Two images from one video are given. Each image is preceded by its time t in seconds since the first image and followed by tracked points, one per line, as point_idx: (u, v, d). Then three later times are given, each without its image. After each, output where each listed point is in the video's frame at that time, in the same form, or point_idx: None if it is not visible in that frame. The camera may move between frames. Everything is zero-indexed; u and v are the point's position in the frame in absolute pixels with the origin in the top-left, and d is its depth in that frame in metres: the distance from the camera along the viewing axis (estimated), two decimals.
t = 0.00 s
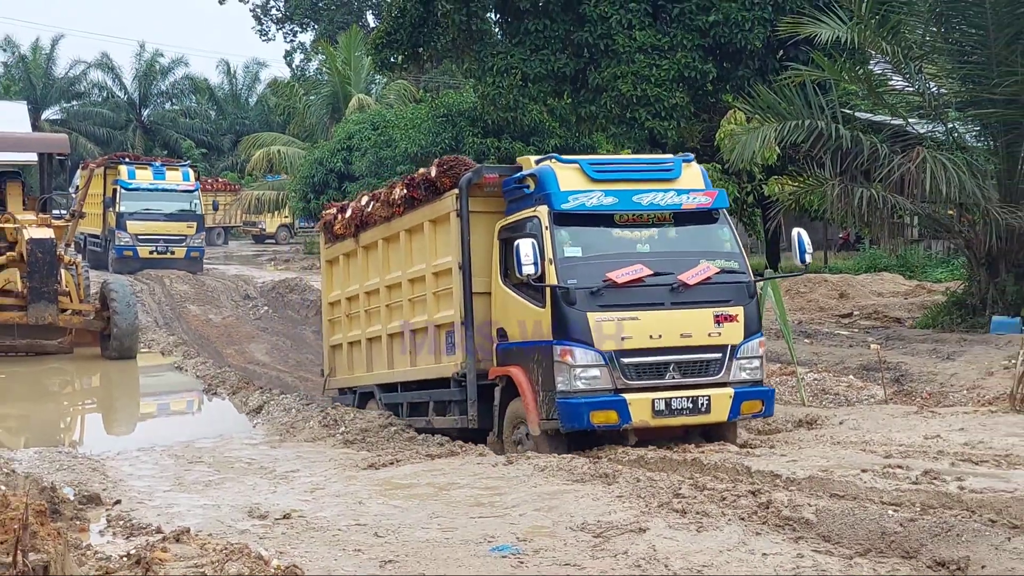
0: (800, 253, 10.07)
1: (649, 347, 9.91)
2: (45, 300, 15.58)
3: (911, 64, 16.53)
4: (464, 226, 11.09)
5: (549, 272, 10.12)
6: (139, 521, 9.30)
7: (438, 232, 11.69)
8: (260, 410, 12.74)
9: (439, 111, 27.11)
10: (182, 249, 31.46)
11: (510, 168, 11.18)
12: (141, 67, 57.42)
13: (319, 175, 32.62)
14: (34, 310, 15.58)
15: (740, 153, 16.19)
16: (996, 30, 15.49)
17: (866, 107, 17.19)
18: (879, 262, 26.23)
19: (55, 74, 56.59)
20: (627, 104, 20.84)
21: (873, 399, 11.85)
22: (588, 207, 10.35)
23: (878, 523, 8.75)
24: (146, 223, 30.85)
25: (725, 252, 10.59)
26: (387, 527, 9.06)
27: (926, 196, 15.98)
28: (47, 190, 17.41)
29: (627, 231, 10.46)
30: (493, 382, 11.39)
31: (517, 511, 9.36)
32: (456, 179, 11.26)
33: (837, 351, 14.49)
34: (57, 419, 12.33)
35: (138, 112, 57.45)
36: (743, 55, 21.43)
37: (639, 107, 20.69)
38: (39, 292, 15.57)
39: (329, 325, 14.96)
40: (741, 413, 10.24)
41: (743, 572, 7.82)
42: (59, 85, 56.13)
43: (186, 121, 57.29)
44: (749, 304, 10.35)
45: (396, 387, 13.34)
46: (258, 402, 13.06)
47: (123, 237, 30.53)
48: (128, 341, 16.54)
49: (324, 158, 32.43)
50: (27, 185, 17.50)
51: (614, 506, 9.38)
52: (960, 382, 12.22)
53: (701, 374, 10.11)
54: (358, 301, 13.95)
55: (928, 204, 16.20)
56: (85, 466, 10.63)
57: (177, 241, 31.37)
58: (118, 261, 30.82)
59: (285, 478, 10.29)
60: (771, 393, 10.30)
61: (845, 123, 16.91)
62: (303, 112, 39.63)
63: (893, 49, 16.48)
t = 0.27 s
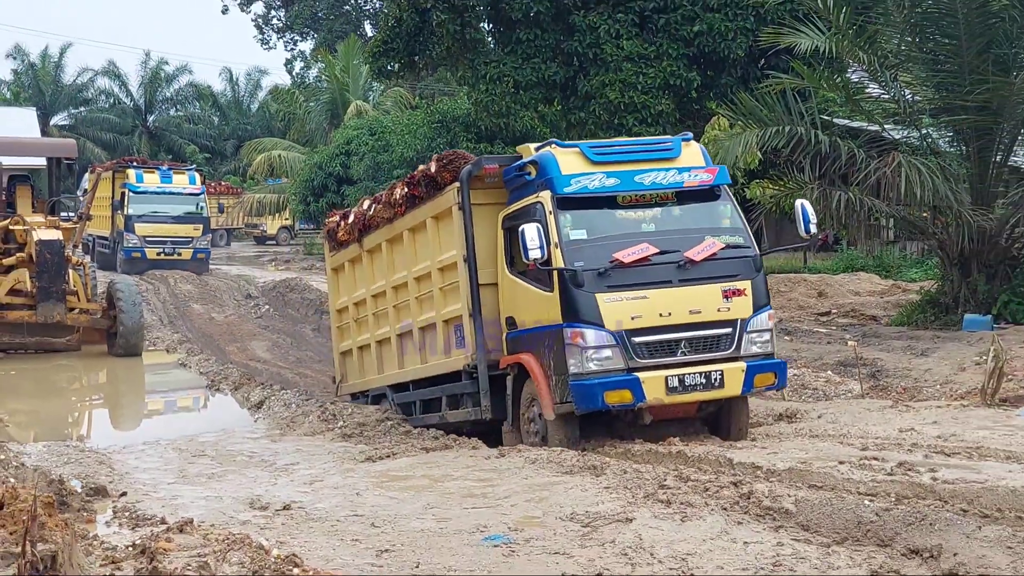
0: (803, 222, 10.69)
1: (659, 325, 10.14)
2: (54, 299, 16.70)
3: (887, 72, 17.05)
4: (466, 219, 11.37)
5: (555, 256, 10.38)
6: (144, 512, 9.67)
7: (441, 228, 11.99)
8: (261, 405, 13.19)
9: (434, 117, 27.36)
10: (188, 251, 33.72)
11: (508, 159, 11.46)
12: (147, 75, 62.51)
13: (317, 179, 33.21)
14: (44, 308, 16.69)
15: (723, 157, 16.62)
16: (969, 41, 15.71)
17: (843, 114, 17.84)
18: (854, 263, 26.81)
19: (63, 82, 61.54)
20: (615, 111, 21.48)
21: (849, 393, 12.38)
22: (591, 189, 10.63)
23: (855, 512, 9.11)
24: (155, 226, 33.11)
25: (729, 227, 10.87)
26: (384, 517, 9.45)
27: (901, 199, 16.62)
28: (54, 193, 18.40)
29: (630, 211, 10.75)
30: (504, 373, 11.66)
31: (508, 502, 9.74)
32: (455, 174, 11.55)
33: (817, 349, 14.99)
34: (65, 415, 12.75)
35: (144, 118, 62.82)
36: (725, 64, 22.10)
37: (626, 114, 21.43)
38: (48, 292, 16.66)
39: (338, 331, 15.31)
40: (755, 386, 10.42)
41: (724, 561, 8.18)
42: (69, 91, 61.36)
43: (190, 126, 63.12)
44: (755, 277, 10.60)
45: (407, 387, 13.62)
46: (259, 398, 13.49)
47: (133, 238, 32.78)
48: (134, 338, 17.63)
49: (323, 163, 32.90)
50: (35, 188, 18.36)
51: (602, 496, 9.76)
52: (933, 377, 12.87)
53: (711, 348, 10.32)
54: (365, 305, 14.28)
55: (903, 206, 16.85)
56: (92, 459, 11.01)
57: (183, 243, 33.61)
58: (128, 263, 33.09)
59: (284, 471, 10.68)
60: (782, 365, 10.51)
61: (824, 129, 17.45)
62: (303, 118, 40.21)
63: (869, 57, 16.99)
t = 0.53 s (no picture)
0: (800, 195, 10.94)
1: (660, 300, 10.35)
2: (61, 300, 17.47)
3: (861, 81, 17.68)
4: (463, 208, 11.78)
5: (554, 235, 10.64)
6: (149, 505, 10.09)
7: (439, 223, 12.40)
8: (261, 402, 13.67)
9: (428, 125, 27.51)
10: (194, 253, 35.12)
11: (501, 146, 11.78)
12: (152, 85, 65.74)
13: (315, 184, 33.56)
14: (52, 308, 17.45)
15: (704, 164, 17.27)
16: (938, 50, 16.36)
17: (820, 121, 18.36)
18: (832, 263, 27.51)
19: (73, 92, 65.01)
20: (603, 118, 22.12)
21: (826, 390, 12.91)
22: (586, 169, 10.89)
23: (831, 502, 9.50)
24: (163, 228, 34.54)
25: (725, 203, 11.13)
26: (379, 509, 9.87)
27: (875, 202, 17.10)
28: (63, 198, 19.42)
29: (626, 190, 11.01)
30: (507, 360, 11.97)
31: (498, 493, 10.17)
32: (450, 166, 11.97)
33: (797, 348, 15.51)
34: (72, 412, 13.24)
35: (149, 126, 65.95)
36: (706, 73, 22.45)
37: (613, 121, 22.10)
38: (56, 292, 17.44)
39: (343, 340, 15.68)
40: (758, 359, 10.59)
41: (705, 550, 8.59)
42: (77, 101, 64.41)
43: (193, 133, 65.85)
44: (753, 252, 10.83)
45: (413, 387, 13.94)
46: (259, 394, 13.97)
47: (139, 241, 34.10)
48: (139, 337, 18.29)
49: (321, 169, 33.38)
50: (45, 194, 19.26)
51: (589, 488, 10.18)
52: (905, 372, 13.52)
53: (713, 322, 10.52)
54: (368, 310, 14.65)
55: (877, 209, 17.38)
56: (99, 454, 11.46)
57: (188, 245, 34.97)
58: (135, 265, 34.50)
59: (283, 465, 11.12)
60: (784, 337, 10.72)
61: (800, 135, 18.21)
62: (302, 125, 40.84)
63: (844, 67, 17.69)
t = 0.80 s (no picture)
0: (800, 190, 11.14)
1: (664, 305, 10.40)
2: (56, 299, 17.62)
3: (841, 86, 17.88)
4: (459, 214, 11.86)
5: (554, 242, 10.69)
6: (142, 501, 10.26)
7: (434, 228, 12.47)
8: (253, 399, 13.88)
9: (417, 128, 27.64)
10: (189, 253, 35.39)
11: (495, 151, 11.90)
12: (147, 87, 66.21)
13: (307, 186, 33.72)
14: (47, 307, 17.60)
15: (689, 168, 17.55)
16: (917, 56, 16.60)
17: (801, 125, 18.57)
18: (814, 263, 27.91)
19: (67, 94, 65.27)
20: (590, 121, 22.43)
21: (807, 388, 13.20)
22: (584, 173, 10.96)
23: (812, 498, 9.70)
24: (156, 229, 34.68)
25: (725, 203, 11.23)
26: (370, 505, 10.06)
27: (854, 204, 17.35)
28: (57, 199, 19.56)
29: (624, 192, 11.09)
30: (509, 367, 12.06)
31: (486, 490, 10.37)
32: (444, 171, 12.05)
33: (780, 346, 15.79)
34: (66, 410, 13.39)
35: (143, 128, 66.34)
36: (692, 78, 22.64)
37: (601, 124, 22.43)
38: (51, 292, 17.59)
39: (341, 344, 15.77)
40: (766, 360, 10.65)
41: (689, 544, 8.79)
42: (73, 103, 64.89)
43: (186, 135, 66.29)
44: (756, 251, 10.88)
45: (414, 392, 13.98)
46: (251, 392, 14.17)
47: (134, 242, 34.39)
48: (133, 336, 18.46)
49: (313, 170, 33.56)
50: (40, 194, 19.37)
51: (576, 484, 10.38)
52: (885, 370, 13.82)
53: (719, 325, 10.56)
54: (364, 315, 14.72)
55: (857, 211, 17.65)
56: (93, 450, 11.62)
57: (183, 246, 35.19)
58: (129, 264, 34.56)
59: (275, 462, 11.30)
60: (791, 336, 10.77)
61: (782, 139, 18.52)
62: (294, 128, 41.10)
63: (825, 72, 17.91)
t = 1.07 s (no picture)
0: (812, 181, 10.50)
1: (676, 304, 10.18)
2: (40, 302, 17.62)
3: (819, 93, 18.01)
4: (454, 217, 11.62)
5: (559, 244, 10.44)
6: (125, 504, 10.31)
7: (427, 232, 12.26)
8: (237, 402, 13.95)
9: (401, 133, 27.69)
10: (174, 258, 35.40)
11: (489, 151, 11.66)
12: (132, 92, 66.58)
13: (290, 190, 33.79)
14: (31, 311, 17.60)
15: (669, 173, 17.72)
16: (894, 63, 16.83)
17: (780, 130, 18.77)
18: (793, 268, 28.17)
19: (52, 98, 65.96)
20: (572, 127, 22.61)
21: (785, 391, 13.36)
22: (587, 170, 10.73)
23: (790, 500, 9.79)
24: (142, 232, 34.74)
25: (731, 195, 11.05)
26: (351, 507, 10.13)
27: (832, 210, 17.77)
28: (41, 203, 19.41)
29: (627, 189, 10.88)
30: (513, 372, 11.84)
31: (468, 492, 10.45)
32: (437, 174, 11.79)
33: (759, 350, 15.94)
34: (49, 413, 13.42)
35: (127, 132, 66.63)
36: (671, 85, 22.86)
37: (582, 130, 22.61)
38: (34, 295, 17.57)
39: (329, 350, 15.61)
40: (781, 357, 10.48)
41: (669, 546, 8.87)
42: (56, 107, 65.65)
43: (171, 139, 66.40)
44: (766, 243, 10.69)
45: (409, 399, 13.78)
46: (234, 395, 14.24)
47: (120, 245, 34.54)
48: (117, 340, 18.49)
49: (297, 174, 33.62)
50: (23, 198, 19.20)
51: (557, 486, 10.48)
52: (861, 374, 14.00)
53: (731, 323, 10.36)
54: (352, 321, 14.53)
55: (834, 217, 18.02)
56: (75, 453, 11.67)
57: (169, 251, 35.31)
58: (116, 267, 34.66)
59: (257, 464, 11.37)
60: (805, 332, 10.59)
61: (761, 145, 19.16)
62: (279, 133, 41.19)
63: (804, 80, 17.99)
